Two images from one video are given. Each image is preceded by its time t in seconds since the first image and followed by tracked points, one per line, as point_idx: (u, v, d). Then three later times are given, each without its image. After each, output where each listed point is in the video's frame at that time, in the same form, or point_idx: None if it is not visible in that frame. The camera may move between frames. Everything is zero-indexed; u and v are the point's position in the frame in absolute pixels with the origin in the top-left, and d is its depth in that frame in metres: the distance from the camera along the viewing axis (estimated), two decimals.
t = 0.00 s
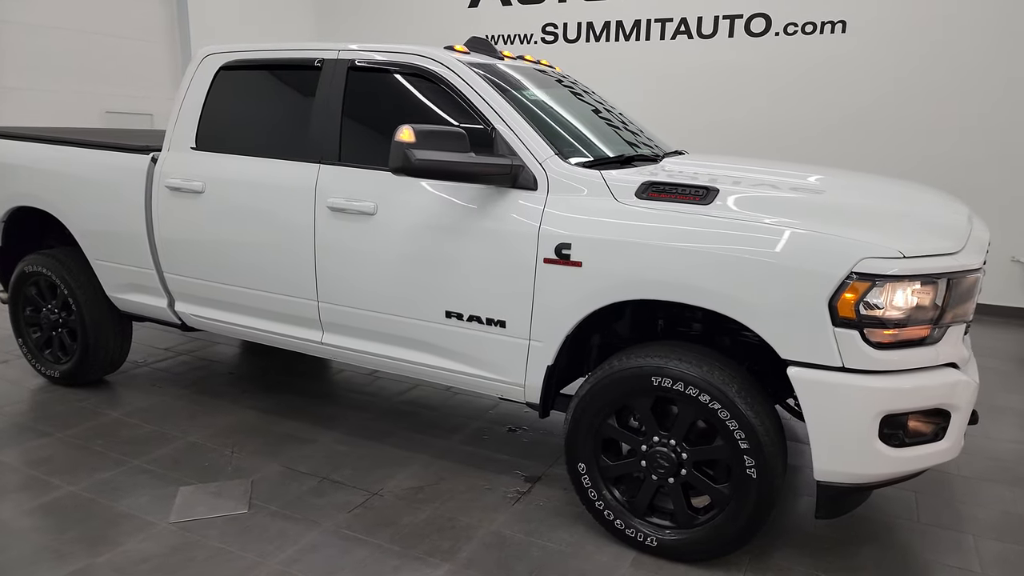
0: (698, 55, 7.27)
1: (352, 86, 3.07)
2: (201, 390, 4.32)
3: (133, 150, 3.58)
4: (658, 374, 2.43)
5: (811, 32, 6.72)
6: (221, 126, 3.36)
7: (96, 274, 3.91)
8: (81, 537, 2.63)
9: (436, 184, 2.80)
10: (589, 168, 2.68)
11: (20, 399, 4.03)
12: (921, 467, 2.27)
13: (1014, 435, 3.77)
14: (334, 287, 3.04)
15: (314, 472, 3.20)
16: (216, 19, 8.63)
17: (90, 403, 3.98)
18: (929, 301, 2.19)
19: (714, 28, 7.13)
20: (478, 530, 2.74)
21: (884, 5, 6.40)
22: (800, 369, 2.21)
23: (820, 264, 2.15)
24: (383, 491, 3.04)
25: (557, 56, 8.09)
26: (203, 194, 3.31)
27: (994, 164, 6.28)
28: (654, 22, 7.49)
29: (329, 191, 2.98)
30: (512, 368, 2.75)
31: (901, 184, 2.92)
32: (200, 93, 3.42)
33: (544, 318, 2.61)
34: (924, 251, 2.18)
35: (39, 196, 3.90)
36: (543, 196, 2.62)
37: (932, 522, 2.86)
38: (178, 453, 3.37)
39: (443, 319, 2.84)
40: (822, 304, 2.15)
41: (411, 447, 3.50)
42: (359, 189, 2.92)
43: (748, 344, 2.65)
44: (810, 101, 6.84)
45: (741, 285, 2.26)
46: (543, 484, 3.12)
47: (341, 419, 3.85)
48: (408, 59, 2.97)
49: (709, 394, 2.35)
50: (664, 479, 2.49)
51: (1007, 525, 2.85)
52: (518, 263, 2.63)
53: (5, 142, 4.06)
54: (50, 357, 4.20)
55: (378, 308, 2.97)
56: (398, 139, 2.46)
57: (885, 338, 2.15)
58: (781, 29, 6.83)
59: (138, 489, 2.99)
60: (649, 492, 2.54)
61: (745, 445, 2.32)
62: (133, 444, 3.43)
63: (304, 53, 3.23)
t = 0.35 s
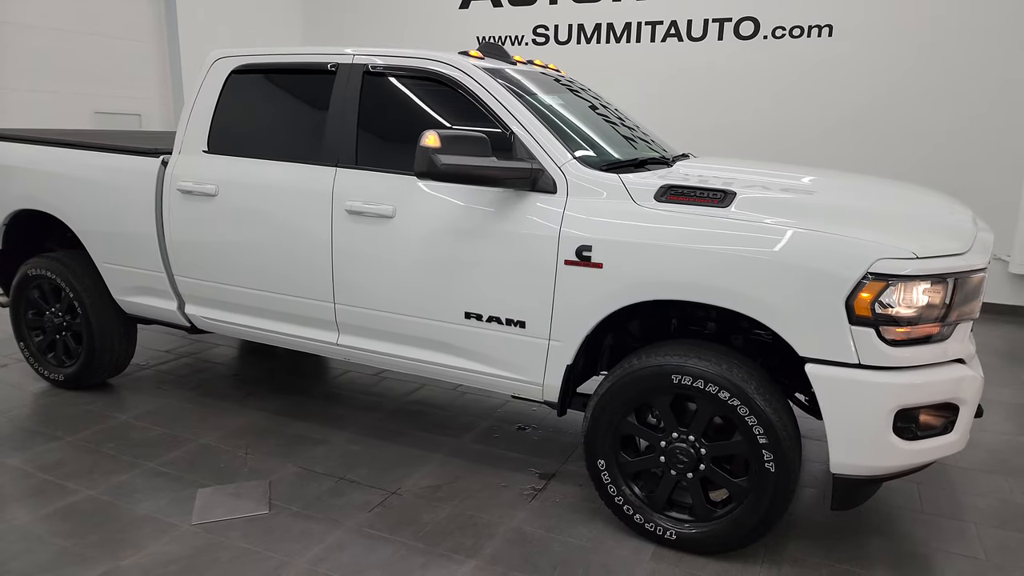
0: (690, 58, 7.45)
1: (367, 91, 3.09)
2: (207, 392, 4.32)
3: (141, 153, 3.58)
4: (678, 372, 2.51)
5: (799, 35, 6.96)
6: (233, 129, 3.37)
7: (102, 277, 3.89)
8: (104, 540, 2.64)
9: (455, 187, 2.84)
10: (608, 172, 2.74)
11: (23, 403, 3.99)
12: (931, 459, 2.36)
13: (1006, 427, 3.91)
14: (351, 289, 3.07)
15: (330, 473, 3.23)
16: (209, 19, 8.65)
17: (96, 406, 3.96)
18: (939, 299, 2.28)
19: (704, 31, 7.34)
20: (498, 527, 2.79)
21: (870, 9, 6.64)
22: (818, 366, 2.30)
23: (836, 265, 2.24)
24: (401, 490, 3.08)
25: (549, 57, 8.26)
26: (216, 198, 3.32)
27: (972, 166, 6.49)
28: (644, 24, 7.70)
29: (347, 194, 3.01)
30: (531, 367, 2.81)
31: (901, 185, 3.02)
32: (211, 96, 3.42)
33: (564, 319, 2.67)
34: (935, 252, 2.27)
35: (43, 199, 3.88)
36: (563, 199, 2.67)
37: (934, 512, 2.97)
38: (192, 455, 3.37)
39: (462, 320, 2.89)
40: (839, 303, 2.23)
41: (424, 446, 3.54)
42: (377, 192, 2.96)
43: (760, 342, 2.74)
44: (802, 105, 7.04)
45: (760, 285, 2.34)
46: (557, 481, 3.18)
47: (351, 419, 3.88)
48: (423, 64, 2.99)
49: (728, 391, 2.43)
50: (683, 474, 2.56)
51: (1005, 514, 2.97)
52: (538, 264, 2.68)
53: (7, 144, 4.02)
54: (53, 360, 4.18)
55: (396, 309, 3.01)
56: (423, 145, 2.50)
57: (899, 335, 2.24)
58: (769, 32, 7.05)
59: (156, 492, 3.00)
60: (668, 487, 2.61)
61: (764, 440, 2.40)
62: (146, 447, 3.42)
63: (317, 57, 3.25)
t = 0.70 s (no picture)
0: (676, 58, 7.87)
1: (387, 95, 3.15)
2: (217, 392, 4.35)
3: (155, 156, 3.60)
4: (697, 366, 2.62)
5: (785, 39, 7.33)
6: (251, 132, 3.42)
7: (114, 279, 3.91)
8: (138, 537, 2.67)
9: (477, 189, 2.93)
10: (627, 175, 2.85)
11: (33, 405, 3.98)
12: (936, 445, 2.51)
13: (991, 416, 4.11)
14: (373, 288, 3.15)
15: (351, 469, 3.31)
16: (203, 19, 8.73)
17: (108, 407, 3.97)
18: (944, 294, 2.42)
19: (693, 35, 7.71)
20: (522, 518, 2.88)
21: (851, 15, 7.04)
22: (833, 359, 2.43)
23: (850, 263, 2.36)
24: (423, 484, 3.16)
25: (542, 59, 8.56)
26: (236, 201, 3.36)
27: (948, 165, 6.95)
28: (634, 27, 8.05)
29: (369, 195, 3.08)
30: (551, 363, 2.90)
31: (898, 186, 3.19)
32: (228, 100, 3.47)
33: (586, 316, 2.78)
34: (941, 250, 2.41)
35: (53, 201, 3.88)
36: (584, 201, 2.77)
37: (932, 497, 3.13)
38: (212, 454, 3.42)
39: (484, 318, 2.97)
40: (853, 299, 2.36)
41: (440, 442, 3.63)
42: (400, 194, 3.03)
43: (769, 337, 2.87)
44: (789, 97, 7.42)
45: (777, 282, 2.46)
46: (573, 473, 3.28)
47: (364, 417, 3.95)
48: (443, 70, 3.06)
49: (747, 383, 2.55)
50: (701, 463, 2.68)
51: (998, 497, 3.14)
52: (561, 263, 2.78)
53: (14, 146, 4.01)
54: (62, 362, 4.19)
55: (419, 308, 3.09)
56: (453, 149, 2.60)
57: (908, 328, 2.38)
58: (756, 36, 7.43)
59: (182, 490, 3.04)
60: (687, 476, 2.73)
61: (780, 429, 2.53)
62: (165, 447, 3.46)
63: (335, 61, 3.31)
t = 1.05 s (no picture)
0: (670, 59, 7.96)
1: (407, 98, 3.20)
2: (228, 392, 4.36)
3: (169, 158, 3.62)
4: (717, 362, 2.70)
5: (777, 41, 7.46)
6: (268, 134, 3.45)
7: (127, 280, 3.92)
8: (166, 535, 2.70)
9: (498, 190, 3.00)
10: (646, 176, 2.92)
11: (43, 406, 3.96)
12: (948, 436, 2.61)
13: (987, 409, 4.24)
14: (393, 288, 3.20)
15: (370, 466, 3.35)
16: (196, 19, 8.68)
17: (120, 408, 3.97)
18: (956, 291, 2.52)
19: (686, 36, 7.81)
20: (544, 512, 2.94)
21: (840, 18, 7.18)
22: (850, 353, 2.53)
23: (867, 261, 2.46)
24: (444, 480, 3.21)
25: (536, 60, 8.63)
26: (254, 202, 3.39)
27: (936, 165, 7.12)
28: (628, 29, 8.14)
29: (390, 196, 3.13)
30: (572, 360, 2.97)
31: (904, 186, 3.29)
32: (244, 101, 3.49)
33: (607, 313, 2.86)
34: (953, 248, 2.51)
35: (64, 203, 3.88)
36: (605, 201, 2.85)
37: (937, 488, 3.24)
38: (230, 453, 3.44)
39: (505, 317, 3.04)
40: (869, 296, 2.46)
41: (456, 439, 3.68)
42: (421, 196, 3.09)
43: (782, 334, 2.97)
44: (781, 98, 7.53)
45: (795, 280, 2.55)
46: (590, 468, 3.35)
47: (378, 415, 3.99)
48: (462, 73, 3.11)
49: (766, 378, 2.63)
50: (721, 457, 2.76)
51: (1000, 487, 3.26)
52: (583, 262, 2.86)
53: (23, 148, 4.01)
54: (70, 364, 4.17)
55: (439, 307, 3.14)
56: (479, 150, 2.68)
57: (922, 324, 2.48)
58: (749, 37, 7.55)
59: (205, 489, 3.06)
60: (706, 469, 2.80)
61: (798, 422, 2.61)
62: (183, 446, 3.47)
63: (353, 64, 3.34)
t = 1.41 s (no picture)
0: (665, 57, 8.01)
1: (426, 95, 3.23)
2: (238, 390, 4.35)
3: (181, 154, 3.60)
4: (741, 354, 2.76)
5: (770, 40, 7.55)
6: (285, 131, 3.45)
7: (138, 277, 3.89)
8: (195, 532, 2.69)
9: (521, 186, 3.03)
10: (668, 171, 2.97)
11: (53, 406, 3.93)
12: (965, 424, 2.68)
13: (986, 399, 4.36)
14: (415, 283, 3.23)
15: (391, 461, 3.37)
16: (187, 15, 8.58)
17: (131, 407, 3.94)
18: (973, 282, 2.60)
19: (681, 35, 7.88)
20: (569, 504, 2.98)
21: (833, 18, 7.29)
22: (872, 344, 2.59)
23: (889, 253, 2.53)
24: (466, 474, 3.24)
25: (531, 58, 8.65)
26: (272, 199, 3.39)
27: (926, 163, 7.28)
28: (623, 27, 8.20)
29: (411, 192, 3.15)
30: (595, 354, 3.02)
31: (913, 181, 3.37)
32: (260, 99, 3.49)
33: (631, 307, 2.90)
34: (972, 240, 2.59)
35: (74, 200, 3.84)
36: (629, 196, 2.88)
37: (946, 475, 3.33)
38: (249, 450, 3.44)
39: (528, 312, 3.08)
40: (891, 287, 2.53)
41: (472, 434, 3.71)
42: (443, 192, 3.11)
43: (799, 326, 3.04)
44: (775, 98, 7.63)
45: (819, 272, 2.61)
46: (608, 460, 3.39)
47: (393, 411, 4.01)
48: (482, 70, 3.14)
49: (789, 369, 2.69)
50: (744, 446, 2.81)
51: (1005, 474, 3.36)
52: (607, 257, 2.90)
53: (29, 145, 3.97)
54: (79, 363, 4.13)
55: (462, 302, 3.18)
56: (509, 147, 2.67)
57: (943, 314, 2.55)
58: (743, 36, 7.63)
59: (229, 486, 3.06)
60: (729, 459, 2.86)
61: (821, 411, 2.68)
62: (201, 444, 3.47)
63: (371, 61, 3.36)
